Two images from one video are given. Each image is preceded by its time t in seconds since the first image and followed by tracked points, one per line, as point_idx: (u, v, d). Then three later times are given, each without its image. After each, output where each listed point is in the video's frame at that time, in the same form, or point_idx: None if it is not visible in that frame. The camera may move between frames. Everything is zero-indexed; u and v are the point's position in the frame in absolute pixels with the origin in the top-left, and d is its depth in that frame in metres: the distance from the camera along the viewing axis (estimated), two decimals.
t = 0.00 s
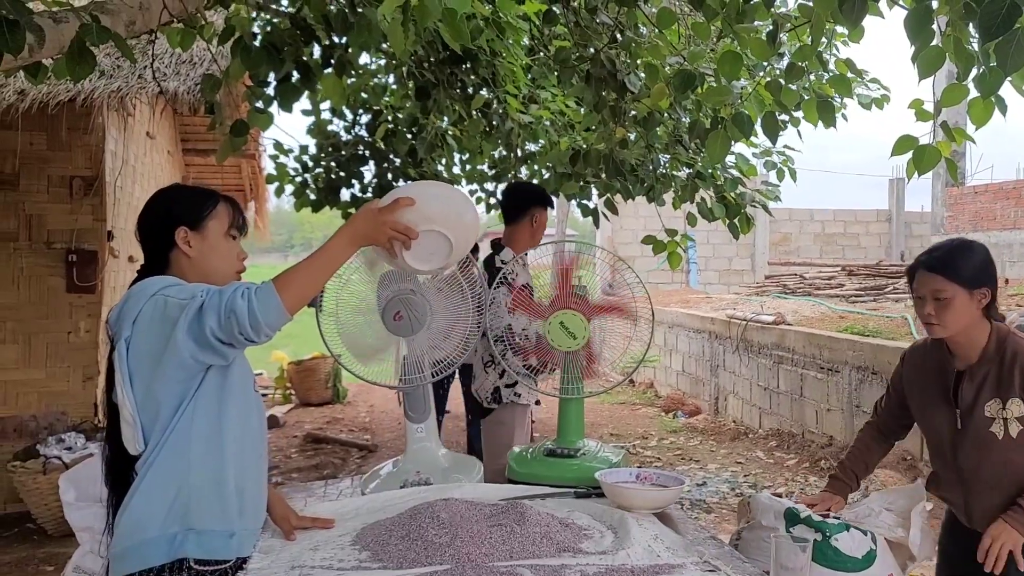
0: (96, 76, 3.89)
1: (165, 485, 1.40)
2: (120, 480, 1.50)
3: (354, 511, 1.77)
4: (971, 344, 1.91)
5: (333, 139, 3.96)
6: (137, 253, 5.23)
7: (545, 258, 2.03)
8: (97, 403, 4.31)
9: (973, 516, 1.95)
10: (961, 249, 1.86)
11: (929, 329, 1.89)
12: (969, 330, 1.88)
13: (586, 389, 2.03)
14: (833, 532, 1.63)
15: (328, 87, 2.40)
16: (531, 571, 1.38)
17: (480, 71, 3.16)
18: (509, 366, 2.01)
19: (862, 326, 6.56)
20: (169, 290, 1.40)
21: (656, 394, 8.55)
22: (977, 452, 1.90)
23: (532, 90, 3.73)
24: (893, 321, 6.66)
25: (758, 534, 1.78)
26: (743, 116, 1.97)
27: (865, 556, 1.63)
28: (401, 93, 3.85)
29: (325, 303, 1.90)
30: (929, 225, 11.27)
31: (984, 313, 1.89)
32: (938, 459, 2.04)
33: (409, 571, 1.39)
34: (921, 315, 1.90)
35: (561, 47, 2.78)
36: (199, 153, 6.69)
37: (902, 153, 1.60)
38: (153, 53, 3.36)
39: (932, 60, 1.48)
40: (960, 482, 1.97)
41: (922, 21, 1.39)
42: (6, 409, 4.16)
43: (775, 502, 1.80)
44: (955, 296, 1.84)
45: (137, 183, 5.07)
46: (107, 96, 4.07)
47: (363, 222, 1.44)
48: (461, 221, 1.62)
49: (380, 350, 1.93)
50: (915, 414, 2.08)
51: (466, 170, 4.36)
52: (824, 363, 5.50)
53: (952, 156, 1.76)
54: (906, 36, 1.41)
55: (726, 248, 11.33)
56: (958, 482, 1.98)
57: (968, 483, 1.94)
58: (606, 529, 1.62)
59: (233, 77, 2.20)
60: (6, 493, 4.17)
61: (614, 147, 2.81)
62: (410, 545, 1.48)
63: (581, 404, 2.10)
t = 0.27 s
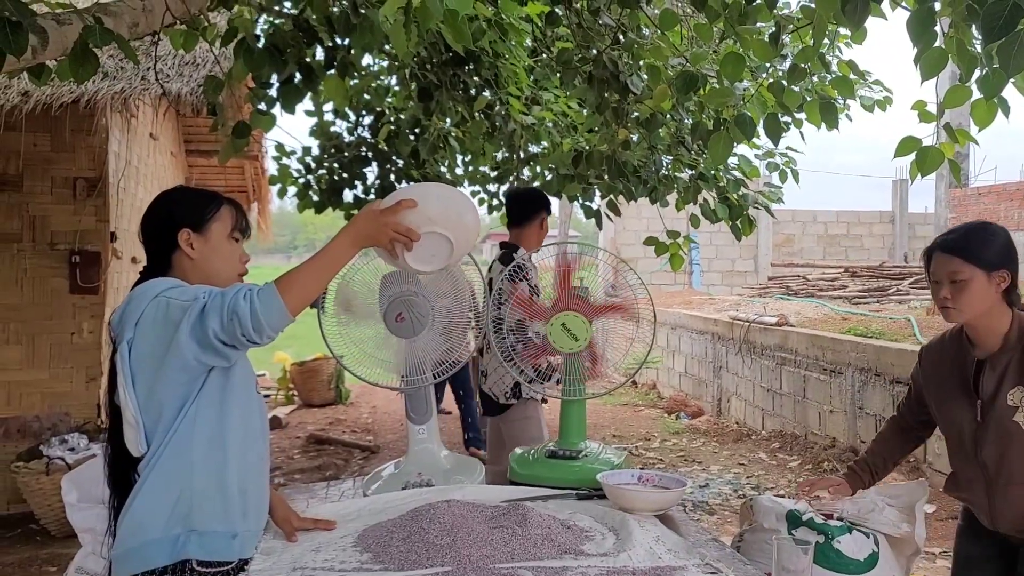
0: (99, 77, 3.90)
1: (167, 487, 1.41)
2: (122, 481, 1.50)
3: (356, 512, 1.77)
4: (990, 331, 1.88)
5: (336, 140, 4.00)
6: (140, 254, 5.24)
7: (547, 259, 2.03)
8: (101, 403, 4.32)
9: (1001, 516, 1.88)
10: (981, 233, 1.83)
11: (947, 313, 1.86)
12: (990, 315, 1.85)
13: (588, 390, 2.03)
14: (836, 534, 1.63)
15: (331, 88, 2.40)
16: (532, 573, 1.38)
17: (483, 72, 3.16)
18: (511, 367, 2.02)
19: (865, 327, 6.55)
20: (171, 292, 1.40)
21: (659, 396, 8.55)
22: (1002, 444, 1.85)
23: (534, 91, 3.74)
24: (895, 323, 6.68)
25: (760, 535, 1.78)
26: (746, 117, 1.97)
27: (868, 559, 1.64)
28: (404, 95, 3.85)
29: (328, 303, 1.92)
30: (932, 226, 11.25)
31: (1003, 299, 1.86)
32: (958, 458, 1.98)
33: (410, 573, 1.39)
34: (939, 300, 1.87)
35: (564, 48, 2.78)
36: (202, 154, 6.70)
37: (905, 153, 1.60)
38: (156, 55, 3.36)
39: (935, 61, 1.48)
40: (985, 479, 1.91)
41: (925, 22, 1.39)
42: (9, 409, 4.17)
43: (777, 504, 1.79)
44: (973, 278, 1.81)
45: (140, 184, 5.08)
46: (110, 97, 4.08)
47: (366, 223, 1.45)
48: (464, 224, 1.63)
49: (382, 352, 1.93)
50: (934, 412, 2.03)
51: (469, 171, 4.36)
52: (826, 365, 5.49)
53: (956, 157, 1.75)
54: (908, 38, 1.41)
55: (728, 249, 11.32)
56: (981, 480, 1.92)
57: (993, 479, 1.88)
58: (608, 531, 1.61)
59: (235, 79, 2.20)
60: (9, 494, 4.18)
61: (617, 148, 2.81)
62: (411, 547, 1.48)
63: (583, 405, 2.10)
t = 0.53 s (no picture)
0: (102, 79, 3.91)
1: (171, 488, 1.41)
2: (125, 483, 1.50)
3: (358, 514, 1.77)
4: (981, 329, 1.86)
5: (338, 142, 4.02)
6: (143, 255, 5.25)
7: (551, 260, 2.04)
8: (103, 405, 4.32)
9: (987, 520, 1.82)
10: (967, 232, 1.82)
11: (933, 313, 1.86)
12: (977, 313, 1.83)
13: (590, 392, 2.04)
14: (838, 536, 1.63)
15: (333, 90, 2.41)
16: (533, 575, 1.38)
17: (484, 73, 3.16)
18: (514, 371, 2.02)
19: (867, 329, 6.55)
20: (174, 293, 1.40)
21: (661, 397, 8.54)
22: (987, 444, 1.81)
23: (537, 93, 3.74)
24: (897, 324, 6.68)
25: (761, 537, 1.78)
26: (747, 120, 1.97)
27: (869, 561, 1.64)
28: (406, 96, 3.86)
29: (329, 306, 1.92)
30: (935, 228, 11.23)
31: (993, 296, 1.84)
32: (944, 461, 1.93)
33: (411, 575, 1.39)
34: (926, 299, 1.87)
35: (566, 50, 2.78)
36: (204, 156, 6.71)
37: (907, 155, 1.60)
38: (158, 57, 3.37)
39: (937, 63, 1.48)
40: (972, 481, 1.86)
41: (926, 24, 1.39)
42: (12, 411, 4.18)
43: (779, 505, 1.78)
44: (955, 276, 1.81)
45: (143, 186, 5.09)
46: (113, 99, 4.09)
47: (369, 226, 1.45)
48: (467, 224, 1.63)
49: (384, 354, 1.93)
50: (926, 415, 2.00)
51: (471, 173, 4.36)
52: (829, 366, 5.48)
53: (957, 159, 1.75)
54: (909, 40, 1.41)
55: (731, 250, 11.32)
56: (969, 482, 1.87)
57: (981, 481, 1.83)
58: (609, 532, 1.61)
59: (238, 81, 2.21)
60: (12, 496, 4.19)
61: (618, 150, 2.81)
62: (412, 549, 1.48)
63: (584, 407, 2.09)
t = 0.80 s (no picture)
0: (105, 80, 3.91)
1: (175, 487, 1.41)
2: (127, 483, 1.50)
3: (360, 514, 1.77)
4: (950, 327, 1.82)
5: (340, 143, 4.03)
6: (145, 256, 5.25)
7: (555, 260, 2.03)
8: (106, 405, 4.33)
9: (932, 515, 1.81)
10: (932, 230, 1.79)
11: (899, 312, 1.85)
12: (942, 313, 1.80)
13: (592, 393, 2.03)
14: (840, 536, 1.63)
15: (335, 91, 2.41)
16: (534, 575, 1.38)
17: (486, 74, 3.15)
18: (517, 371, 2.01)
19: (870, 330, 6.54)
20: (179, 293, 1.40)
21: (664, 398, 8.53)
22: (941, 442, 1.78)
23: (539, 94, 3.73)
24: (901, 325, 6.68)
25: (763, 538, 1.78)
26: (750, 121, 1.97)
27: (872, 561, 1.64)
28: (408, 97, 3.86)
29: (331, 305, 1.91)
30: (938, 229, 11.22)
31: (962, 291, 1.79)
32: (902, 456, 1.91)
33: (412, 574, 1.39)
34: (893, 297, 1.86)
35: (568, 51, 2.78)
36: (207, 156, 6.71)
37: (910, 156, 1.60)
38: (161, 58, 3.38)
39: (940, 63, 1.47)
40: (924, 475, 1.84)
41: (929, 25, 1.39)
42: (14, 411, 4.19)
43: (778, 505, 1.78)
44: (917, 277, 1.79)
45: (146, 186, 5.10)
46: (116, 100, 4.10)
47: (374, 225, 1.45)
48: (471, 223, 1.62)
49: (386, 354, 1.93)
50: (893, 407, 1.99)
51: (474, 174, 4.36)
52: (832, 367, 5.47)
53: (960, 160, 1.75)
54: (912, 40, 1.41)
55: (734, 251, 11.31)
56: (920, 476, 1.85)
57: (931, 475, 1.81)
58: (610, 533, 1.61)
59: (240, 81, 2.20)
60: (15, 496, 4.20)
61: (621, 151, 2.81)
62: (414, 548, 1.48)
63: (586, 408, 2.09)
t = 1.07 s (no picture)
0: (107, 80, 3.92)
1: (177, 487, 1.41)
2: (129, 483, 1.50)
3: (361, 515, 1.77)
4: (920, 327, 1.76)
5: (343, 143, 4.02)
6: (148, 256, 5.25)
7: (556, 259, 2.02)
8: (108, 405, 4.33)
9: (893, 514, 1.78)
10: (900, 231, 1.72)
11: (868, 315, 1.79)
12: (907, 315, 1.75)
13: (594, 393, 2.03)
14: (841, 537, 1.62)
15: (337, 91, 2.40)
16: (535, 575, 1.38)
17: (489, 75, 3.15)
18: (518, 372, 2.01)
19: (874, 330, 6.53)
20: (181, 294, 1.40)
21: (666, 399, 8.52)
22: (899, 442, 1.75)
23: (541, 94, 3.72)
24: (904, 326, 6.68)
25: (765, 539, 1.78)
26: (753, 121, 1.96)
27: (873, 563, 1.62)
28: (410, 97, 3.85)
29: (333, 305, 1.91)
30: (942, 230, 11.20)
31: (928, 289, 1.73)
32: (872, 454, 1.87)
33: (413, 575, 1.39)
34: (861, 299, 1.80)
35: (570, 51, 2.77)
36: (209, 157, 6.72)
37: (913, 156, 1.59)
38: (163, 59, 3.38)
39: (943, 62, 1.47)
40: (886, 474, 1.80)
41: (932, 24, 1.38)
42: (16, 411, 4.19)
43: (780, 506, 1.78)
44: (879, 281, 1.73)
45: (148, 187, 5.11)
46: (118, 100, 4.10)
47: (376, 226, 1.44)
48: (475, 224, 1.61)
49: (388, 355, 1.93)
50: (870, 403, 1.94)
51: (476, 174, 4.35)
52: (835, 368, 5.46)
53: (964, 160, 1.74)
54: (915, 40, 1.40)
55: (737, 252, 11.30)
56: (883, 474, 1.81)
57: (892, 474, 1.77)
58: (612, 534, 1.61)
59: (241, 81, 2.20)
60: (16, 496, 4.20)
61: (623, 151, 2.80)
62: (414, 548, 1.48)
63: (588, 408, 2.09)
